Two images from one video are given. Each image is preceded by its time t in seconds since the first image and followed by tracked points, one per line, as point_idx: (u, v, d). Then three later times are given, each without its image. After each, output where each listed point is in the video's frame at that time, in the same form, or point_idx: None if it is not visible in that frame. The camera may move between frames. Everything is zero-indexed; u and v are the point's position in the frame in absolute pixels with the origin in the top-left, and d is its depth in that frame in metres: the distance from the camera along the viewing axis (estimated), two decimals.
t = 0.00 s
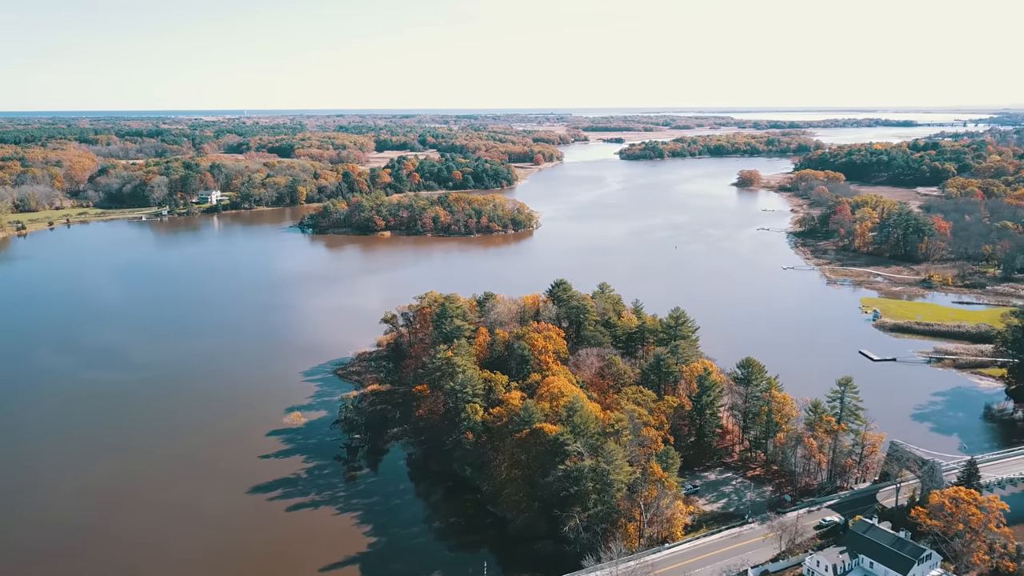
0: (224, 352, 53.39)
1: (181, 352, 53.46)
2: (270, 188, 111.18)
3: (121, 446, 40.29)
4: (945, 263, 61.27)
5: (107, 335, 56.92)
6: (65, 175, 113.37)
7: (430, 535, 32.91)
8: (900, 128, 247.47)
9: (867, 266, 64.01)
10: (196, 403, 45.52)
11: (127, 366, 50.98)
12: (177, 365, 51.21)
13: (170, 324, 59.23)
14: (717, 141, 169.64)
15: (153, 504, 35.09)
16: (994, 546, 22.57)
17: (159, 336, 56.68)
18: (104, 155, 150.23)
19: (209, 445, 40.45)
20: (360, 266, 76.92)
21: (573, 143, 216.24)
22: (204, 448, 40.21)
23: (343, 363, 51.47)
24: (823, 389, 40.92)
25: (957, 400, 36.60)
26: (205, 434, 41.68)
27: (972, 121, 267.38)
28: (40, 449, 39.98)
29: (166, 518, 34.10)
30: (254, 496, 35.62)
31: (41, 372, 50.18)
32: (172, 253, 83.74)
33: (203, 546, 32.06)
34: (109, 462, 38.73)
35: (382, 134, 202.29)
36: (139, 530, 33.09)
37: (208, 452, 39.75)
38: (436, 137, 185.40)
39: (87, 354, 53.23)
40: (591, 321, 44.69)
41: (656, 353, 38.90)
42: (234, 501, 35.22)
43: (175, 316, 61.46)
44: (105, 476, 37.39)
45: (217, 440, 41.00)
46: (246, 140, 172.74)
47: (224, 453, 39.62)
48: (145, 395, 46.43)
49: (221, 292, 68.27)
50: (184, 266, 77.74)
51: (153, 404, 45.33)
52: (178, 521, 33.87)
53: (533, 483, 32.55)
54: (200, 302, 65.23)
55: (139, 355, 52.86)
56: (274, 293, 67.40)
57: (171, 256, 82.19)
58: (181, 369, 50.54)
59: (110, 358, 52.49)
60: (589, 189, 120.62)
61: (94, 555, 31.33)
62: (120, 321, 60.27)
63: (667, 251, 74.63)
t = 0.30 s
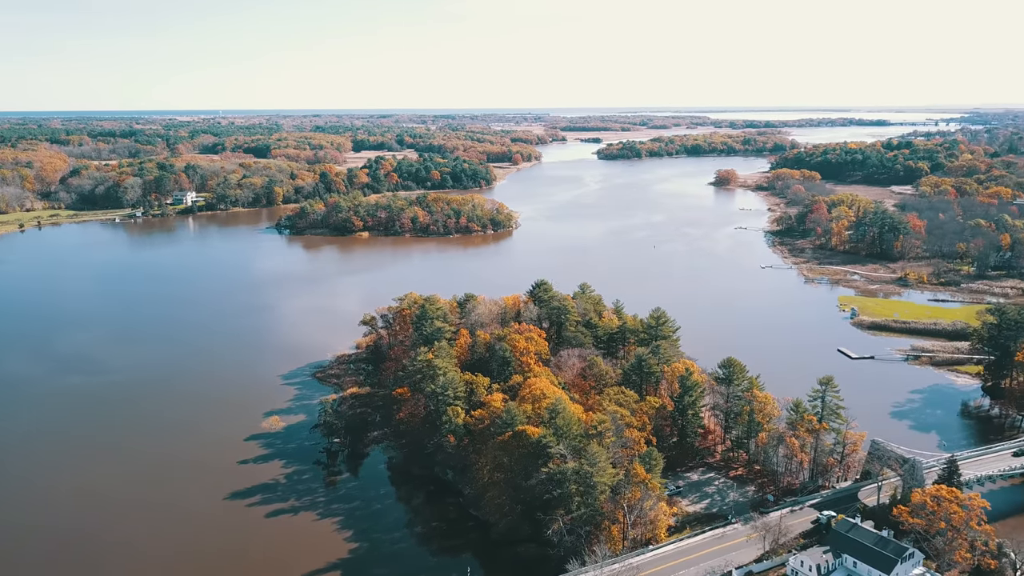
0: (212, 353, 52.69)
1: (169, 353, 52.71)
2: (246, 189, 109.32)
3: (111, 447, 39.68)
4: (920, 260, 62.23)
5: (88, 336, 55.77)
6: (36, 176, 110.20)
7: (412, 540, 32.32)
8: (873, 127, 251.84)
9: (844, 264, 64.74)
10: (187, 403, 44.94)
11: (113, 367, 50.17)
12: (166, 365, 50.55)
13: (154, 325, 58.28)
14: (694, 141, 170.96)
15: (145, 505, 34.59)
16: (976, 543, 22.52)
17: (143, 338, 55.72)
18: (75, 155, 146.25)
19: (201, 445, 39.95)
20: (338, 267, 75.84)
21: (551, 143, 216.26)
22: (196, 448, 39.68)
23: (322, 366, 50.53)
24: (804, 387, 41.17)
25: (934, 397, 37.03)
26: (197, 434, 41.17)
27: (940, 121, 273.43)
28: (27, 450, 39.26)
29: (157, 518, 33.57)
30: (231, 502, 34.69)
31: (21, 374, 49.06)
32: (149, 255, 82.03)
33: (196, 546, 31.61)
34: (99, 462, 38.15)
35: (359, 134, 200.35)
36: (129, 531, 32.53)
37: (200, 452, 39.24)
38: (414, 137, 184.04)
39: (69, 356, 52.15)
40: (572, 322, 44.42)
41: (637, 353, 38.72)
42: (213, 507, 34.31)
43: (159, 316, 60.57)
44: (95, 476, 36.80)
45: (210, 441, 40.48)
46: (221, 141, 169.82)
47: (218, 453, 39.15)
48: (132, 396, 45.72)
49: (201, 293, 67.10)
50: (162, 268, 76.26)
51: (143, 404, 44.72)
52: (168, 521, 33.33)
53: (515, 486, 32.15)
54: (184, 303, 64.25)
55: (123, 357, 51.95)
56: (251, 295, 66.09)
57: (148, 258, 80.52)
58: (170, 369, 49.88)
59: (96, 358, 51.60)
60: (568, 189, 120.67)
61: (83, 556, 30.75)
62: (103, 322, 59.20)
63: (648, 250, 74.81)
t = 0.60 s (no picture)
0: (197, 352, 52.08)
1: (154, 352, 52.12)
2: (222, 190, 107.24)
3: (99, 447, 39.28)
4: (896, 258, 63.11)
5: (65, 339, 54.56)
6: (5, 177, 107.37)
7: (394, 545, 31.73)
8: (846, 126, 255.71)
9: (821, 263, 65.41)
10: (174, 402, 44.54)
11: (90, 370, 49.12)
12: (152, 365, 50.01)
13: (130, 328, 56.97)
14: (671, 140, 171.93)
15: (134, 505, 34.26)
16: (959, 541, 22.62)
17: (124, 339, 54.81)
18: (44, 156, 142.36)
19: (191, 444, 39.65)
20: (316, 269, 74.63)
21: (529, 142, 215.94)
22: (185, 447, 39.34)
23: (300, 369, 49.51)
24: (785, 386, 41.32)
25: (912, 395, 37.38)
26: (185, 433, 40.83)
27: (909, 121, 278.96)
28: (10, 453, 38.61)
29: (148, 518, 33.26)
30: (209, 509, 33.80)
31: None
32: (124, 256, 80.28)
33: (188, 546, 31.29)
34: (88, 463, 37.79)
35: (336, 134, 198.15)
36: (119, 532, 32.24)
37: (189, 452, 38.88)
38: (392, 136, 182.38)
39: (48, 357, 51.08)
40: (554, 323, 44.09)
41: (618, 354, 38.46)
42: (191, 515, 33.42)
43: (143, 317, 59.73)
44: (84, 477, 36.44)
45: (199, 439, 40.19)
46: (195, 141, 166.74)
47: (207, 452, 38.89)
48: (117, 397, 45.15)
49: (178, 294, 65.79)
50: (136, 270, 74.52)
51: (128, 405, 44.18)
52: (159, 522, 32.97)
53: (498, 489, 31.73)
54: (167, 303, 63.39)
55: (106, 357, 51.20)
56: (226, 297, 64.68)
57: (124, 259, 78.82)
58: (154, 369, 49.35)
59: (79, 359, 50.88)
60: (548, 188, 120.39)
61: (72, 558, 30.42)
62: (83, 323, 58.18)
63: (628, 250, 74.85)
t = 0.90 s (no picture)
0: (175, 355, 50.97)
1: (131, 355, 50.92)
2: (197, 191, 105.14)
3: (74, 453, 38.22)
4: (873, 257, 63.99)
5: (37, 343, 53.06)
6: None
7: (376, 551, 31.12)
8: (820, 126, 259.59)
9: (798, 262, 66.03)
10: (151, 406, 43.44)
11: (62, 374, 47.70)
12: (127, 368, 48.76)
13: (103, 331, 55.50)
14: (649, 140, 172.89)
15: (111, 512, 33.37)
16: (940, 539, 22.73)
17: (97, 342, 53.33)
18: (13, 156, 138.49)
19: (169, 449, 38.74)
20: (293, 270, 73.45)
21: (508, 142, 215.53)
22: (164, 451, 38.49)
23: (278, 372, 48.49)
24: (767, 385, 41.48)
25: (891, 393, 37.74)
26: (164, 437, 39.94)
27: (881, 121, 284.10)
28: None
29: (126, 525, 32.42)
30: (187, 517, 32.90)
31: None
32: (97, 257, 78.35)
33: (166, 553, 30.54)
34: (61, 471, 36.65)
35: (313, 134, 195.90)
36: (94, 541, 31.31)
37: (168, 457, 38.02)
38: (369, 136, 180.68)
39: (20, 362, 49.64)
40: (535, 324, 43.76)
41: (600, 354, 38.25)
42: (168, 523, 32.50)
43: (119, 319, 58.39)
44: (59, 484, 35.44)
45: (178, 443, 39.35)
46: (169, 141, 163.52)
47: (186, 457, 37.98)
48: (94, 401, 44.05)
49: (154, 297, 64.33)
50: (109, 271, 72.75)
51: (102, 410, 42.99)
52: (137, 529, 32.15)
53: (481, 492, 31.26)
54: (143, 305, 62.01)
55: (81, 361, 49.92)
56: (201, 300, 63.27)
57: (97, 261, 76.97)
58: (132, 372, 48.21)
59: (52, 363, 49.42)
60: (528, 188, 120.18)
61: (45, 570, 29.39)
62: (57, 326, 56.67)
63: (609, 249, 74.88)
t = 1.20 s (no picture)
0: (150, 359, 49.72)
1: (104, 360, 49.52)
2: (172, 192, 102.91)
3: (45, 462, 36.96)
4: (849, 255, 64.83)
5: (7, 347, 51.49)
6: None
7: (358, 556, 30.50)
8: (794, 125, 263.22)
9: (776, 261, 66.59)
10: (126, 413, 42.21)
11: (33, 380, 46.21)
12: (100, 374, 47.38)
13: (75, 335, 53.92)
14: (627, 139, 173.74)
15: (82, 521, 32.30)
16: (922, 537, 22.87)
17: (68, 347, 51.75)
18: None
19: (145, 456, 37.65)
20: (270, 271, 72.19)
21: (486, 142, 214.93)
22: (139, 459, 37.39)
23: (256, 375, 47.41)
24: (749, 384, 41.61)
25: (870, 391, 38.08)
26: (139, 444, 38.81)
27: (853, 121, 288.85)
28: None
29: (96, 536, 31.37)
30: (163, 525, 31.97)
31: None
32: (69, 259, 76.31)
33: (137, 565, 29.53)
34: (31, 480, 35.36)
35: (290, 134, 193.41)
36: (67, 552, 30.23)
37: (143, 464, 36.94)
38: (347, 136, 178.90)
39: None
40: (516, 324, 43.34)
41: (582, 355, 38.00)
42: (144, 532, 31.53)
43: (93, 322, 56.93)
44: (30, 494, 34.21)
45: (154, 450, 38.24)
46: (143, 141, 160.35)
47: (163, 464, 36.94)
48: (67, 407, 42.83)
49: (129, 299, 62.80)
50: (81, 274, 70.88)
51: (75, 417, 41.69)
52: (107, 540, 31.09)
53: (463, 496, 30.78)
54: (119, 307, 60.56)
55: (54, 365, 48.54)
56: (176, 302, 61.79)
57: (69, 263, 74.89)
58: (106, 377, 46.95)
59: (21, 369, 47.85)
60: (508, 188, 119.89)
61: None
62: (29, 330, 55.15)
63: (589, 249, 74.82)
